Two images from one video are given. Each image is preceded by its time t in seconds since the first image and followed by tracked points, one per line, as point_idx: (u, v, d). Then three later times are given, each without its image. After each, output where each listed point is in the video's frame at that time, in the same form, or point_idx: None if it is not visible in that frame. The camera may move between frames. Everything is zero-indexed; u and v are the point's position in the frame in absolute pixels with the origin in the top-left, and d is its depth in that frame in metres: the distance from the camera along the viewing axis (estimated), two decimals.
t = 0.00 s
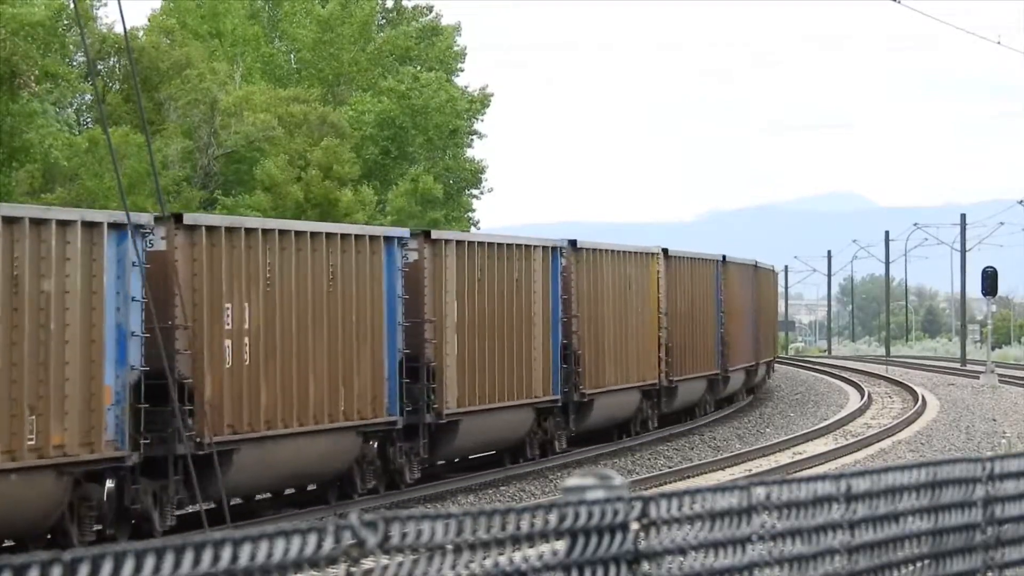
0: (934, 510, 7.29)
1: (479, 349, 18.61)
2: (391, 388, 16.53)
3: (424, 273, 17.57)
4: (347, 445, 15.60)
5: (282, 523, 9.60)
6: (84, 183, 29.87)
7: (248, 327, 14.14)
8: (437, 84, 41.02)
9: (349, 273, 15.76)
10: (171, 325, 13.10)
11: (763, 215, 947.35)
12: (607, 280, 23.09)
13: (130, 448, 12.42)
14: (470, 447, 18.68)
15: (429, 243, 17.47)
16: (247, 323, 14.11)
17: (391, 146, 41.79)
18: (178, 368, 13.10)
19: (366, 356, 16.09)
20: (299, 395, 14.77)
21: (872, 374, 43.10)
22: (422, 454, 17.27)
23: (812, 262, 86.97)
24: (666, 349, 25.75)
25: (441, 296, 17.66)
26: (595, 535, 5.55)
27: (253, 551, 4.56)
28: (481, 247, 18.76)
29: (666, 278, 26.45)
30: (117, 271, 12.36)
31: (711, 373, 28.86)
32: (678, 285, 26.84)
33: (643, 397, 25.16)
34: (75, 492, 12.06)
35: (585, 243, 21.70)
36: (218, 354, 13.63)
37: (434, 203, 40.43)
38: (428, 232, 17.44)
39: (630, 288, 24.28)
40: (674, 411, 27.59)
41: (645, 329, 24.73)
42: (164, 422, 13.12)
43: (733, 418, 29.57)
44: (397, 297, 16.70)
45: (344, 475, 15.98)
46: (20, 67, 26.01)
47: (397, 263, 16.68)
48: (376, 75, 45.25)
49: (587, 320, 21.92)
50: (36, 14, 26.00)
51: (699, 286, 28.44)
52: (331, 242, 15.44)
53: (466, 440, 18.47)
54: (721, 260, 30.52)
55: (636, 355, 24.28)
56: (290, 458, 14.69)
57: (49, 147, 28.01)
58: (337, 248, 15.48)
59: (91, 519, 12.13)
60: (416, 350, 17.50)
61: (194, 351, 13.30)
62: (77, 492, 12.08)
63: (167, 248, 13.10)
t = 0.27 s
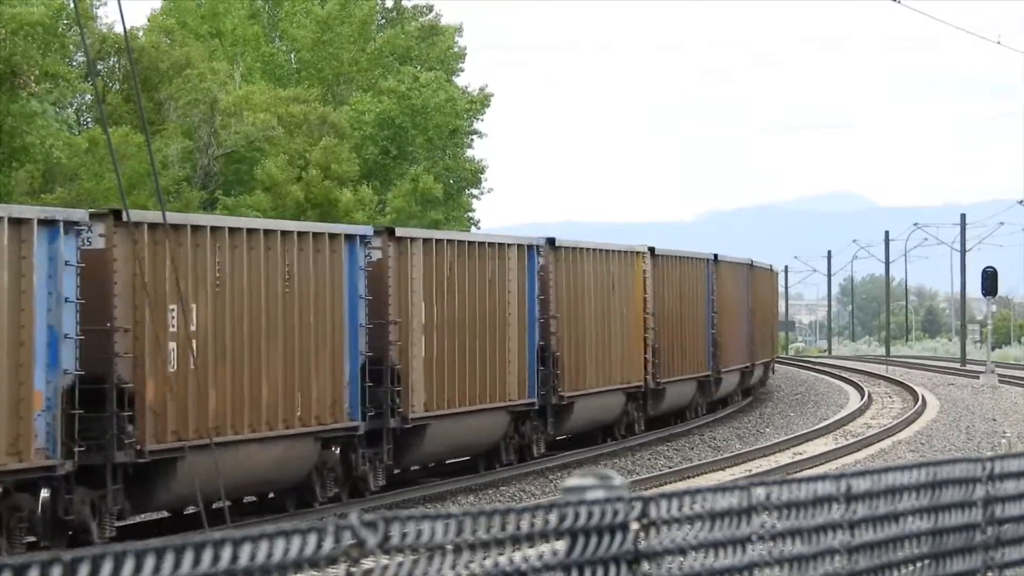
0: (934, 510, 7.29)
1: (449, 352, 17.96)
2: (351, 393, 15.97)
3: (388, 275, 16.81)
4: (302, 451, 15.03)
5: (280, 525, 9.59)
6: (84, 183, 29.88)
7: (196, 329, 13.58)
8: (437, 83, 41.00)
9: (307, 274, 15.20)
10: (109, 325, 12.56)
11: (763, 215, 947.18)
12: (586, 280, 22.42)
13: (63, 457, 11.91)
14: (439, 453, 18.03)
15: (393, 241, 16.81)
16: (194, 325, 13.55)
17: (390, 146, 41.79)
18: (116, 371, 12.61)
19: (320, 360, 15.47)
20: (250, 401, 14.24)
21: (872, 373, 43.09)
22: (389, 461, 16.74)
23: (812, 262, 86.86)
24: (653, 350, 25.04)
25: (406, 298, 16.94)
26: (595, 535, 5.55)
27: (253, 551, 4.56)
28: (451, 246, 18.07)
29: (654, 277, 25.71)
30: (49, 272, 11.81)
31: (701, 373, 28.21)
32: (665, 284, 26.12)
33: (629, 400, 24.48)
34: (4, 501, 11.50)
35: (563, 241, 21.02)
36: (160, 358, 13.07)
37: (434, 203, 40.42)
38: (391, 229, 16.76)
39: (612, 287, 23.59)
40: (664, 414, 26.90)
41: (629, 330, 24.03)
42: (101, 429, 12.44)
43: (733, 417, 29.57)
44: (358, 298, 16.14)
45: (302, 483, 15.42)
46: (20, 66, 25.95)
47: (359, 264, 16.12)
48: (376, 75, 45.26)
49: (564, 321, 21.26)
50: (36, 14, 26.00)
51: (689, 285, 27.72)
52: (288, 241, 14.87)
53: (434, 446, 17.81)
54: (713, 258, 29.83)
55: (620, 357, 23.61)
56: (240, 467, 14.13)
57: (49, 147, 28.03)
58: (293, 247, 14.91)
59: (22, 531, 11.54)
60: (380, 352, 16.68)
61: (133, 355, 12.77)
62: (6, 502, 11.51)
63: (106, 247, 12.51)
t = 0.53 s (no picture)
0: (934, 510, 7.29)
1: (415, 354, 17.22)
2: (308, 397, 15.21)
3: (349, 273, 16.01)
4: (254, 459, 14.30)
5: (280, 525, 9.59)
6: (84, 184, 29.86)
7: (137, 331, 12.93)
8: (437, 83, 41.00)
9: (261, 273, 14.48)
10: (40, 328, 11.89)
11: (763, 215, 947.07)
12: (564, 279, 21.64)
13: None
14: (408, 460, 17.27)
15: (355, 239, 16.02)
16: (134, 327, 12.89)
17: (390, 146, 41.79)
18: (48, 376, 11.96)
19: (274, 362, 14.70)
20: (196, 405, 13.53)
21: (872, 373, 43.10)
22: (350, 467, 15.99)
23: (811, 262, 86.82)
24: (637, 352, 24.25)
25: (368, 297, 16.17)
26: (595, 535, 5.55)
27: (253, 551, 4.56)
28: (417, 245, 17.31)
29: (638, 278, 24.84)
30: None
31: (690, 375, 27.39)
32: (650, 286, 25.27)
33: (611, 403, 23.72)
34: None
35: (540, 240, 20.25)
36: (98, 361, 12.41)
37: (434, 203, 40.41)
38: (353, 226, 15.98)
39: (592, 287, 22.82)
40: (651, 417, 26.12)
41: (610, 331, 23.26)
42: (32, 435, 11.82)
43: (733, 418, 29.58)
44: (316, 297, 15.40)
45: (258, 490, 14.71)
46: (20, 67, 25.90)
47: (317, 262, 15.38)
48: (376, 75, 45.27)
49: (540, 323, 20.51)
50: (36, 14, 25.98)
51: (677, 284, 26.90)
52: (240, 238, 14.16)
53: (401, 451, 17.05)
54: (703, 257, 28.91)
55: (600, 359, 22.86)
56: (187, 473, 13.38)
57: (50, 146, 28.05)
58: (244, 246, 14.18)
59: None
60: (341, 354, 15.94)
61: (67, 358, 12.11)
62: None
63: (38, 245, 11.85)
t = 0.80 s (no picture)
0: (934, 510, 7.29)
1: (380, 357, 16.34)
2: (261, 401, 14.32)
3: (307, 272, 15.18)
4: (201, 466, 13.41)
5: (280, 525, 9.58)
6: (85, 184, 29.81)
7: (71, 334, 12.02)
8: (437, 83, 40.99)
9: (209, 272, 13.53)
10: None
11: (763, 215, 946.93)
12: (541, 279, 20.88)
13: None
14: (370, 467, 16.36)
15: (313, 238, 15.28)
16: (67, 329, 11.97)
17: (390, 146, 41.78)
18: None
19: (224, 366, 13.82)
20: (138, 410, 12.67)
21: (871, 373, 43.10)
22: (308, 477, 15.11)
23: (811, 262, 86.76)
24: (621, 354, 23.41)
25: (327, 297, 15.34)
26: (595, 535, 5.55)
27: (253, 551, 4.56)
28: (382, 242, 16.49)
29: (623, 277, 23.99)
30: None
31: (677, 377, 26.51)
32: (636, 286, 24.38)
33: (595, 406, 22.93)
34: None
35: (514, 238, 19.52)
36: (27, 367, 11.56)
37: (433, 203, 40.38)
38: (310, 225, 15.24)
39: (572, 286, 22.06)
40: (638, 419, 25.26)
41: (593, 332, 22.50)
42: None
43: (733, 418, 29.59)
44: (270, 297, 14.44)
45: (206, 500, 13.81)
46: (20, 66, 25.83)
47: (270, 261, 14.42)
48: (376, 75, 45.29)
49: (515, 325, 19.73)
50: (37, 14, 25.94)
51: (665, 284, 26.10)
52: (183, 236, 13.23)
53: (363, 458, 16.14)
54: (694, 255, 28.00)
55: (581, 361, 22.02)
56: (130, 482, 12.50)
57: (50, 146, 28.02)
58: (191, 243, 13.25)
59: None
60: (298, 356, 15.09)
61: None
62: None
63: None
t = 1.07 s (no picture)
0: (934, 510, 7.29)
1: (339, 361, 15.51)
2: (209, 405, 13.56)
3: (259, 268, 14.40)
4: (144, 473, 12.63)
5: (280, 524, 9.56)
6: (85, 183, 29.80)
7: None
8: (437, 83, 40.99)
9: (150, 271, 12.71)
10: None
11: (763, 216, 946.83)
12: (518, 278, 20.11)
13: None
14: (331, 474, 15.60)
15: (267, 235, 14.51)
16: None
17: (390, 146, 41.76)
18: None
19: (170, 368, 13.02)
20: (74, 417, 11.87)
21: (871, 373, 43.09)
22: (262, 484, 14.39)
23: (811, 262, 86.75)
24: (604, 355, 22.61)
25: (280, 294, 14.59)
26: (595, 535, 5.55)
27: (253, 551, 4.56)
28: (342, 240, 15.72)
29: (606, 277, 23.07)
30: None
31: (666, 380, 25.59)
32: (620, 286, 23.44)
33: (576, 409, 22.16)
34: None
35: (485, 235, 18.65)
36: None
37: (433, 203, 40.37)
38: (263, 221, 14.47)
39: (552, 285, 21.31)
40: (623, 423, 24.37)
41: (573, 333, 21.75)
42: None
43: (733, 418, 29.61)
44: (217, 297, 13.63)
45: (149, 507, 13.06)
46: (21, 66, 26.13)
47: (219, 259, 13.64)
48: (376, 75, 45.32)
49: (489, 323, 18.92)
50: (38, 14, 25.85)
51: (654, 284, 25.35)
52: (121, 234, 12.44)
53: (324, 465, 15.38)
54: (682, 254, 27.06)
55: (561, 365, 21.26)
56: (62, 491, 11.70)
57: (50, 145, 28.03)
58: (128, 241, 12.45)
59: None
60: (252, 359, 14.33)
61: None
62: None
63: None
